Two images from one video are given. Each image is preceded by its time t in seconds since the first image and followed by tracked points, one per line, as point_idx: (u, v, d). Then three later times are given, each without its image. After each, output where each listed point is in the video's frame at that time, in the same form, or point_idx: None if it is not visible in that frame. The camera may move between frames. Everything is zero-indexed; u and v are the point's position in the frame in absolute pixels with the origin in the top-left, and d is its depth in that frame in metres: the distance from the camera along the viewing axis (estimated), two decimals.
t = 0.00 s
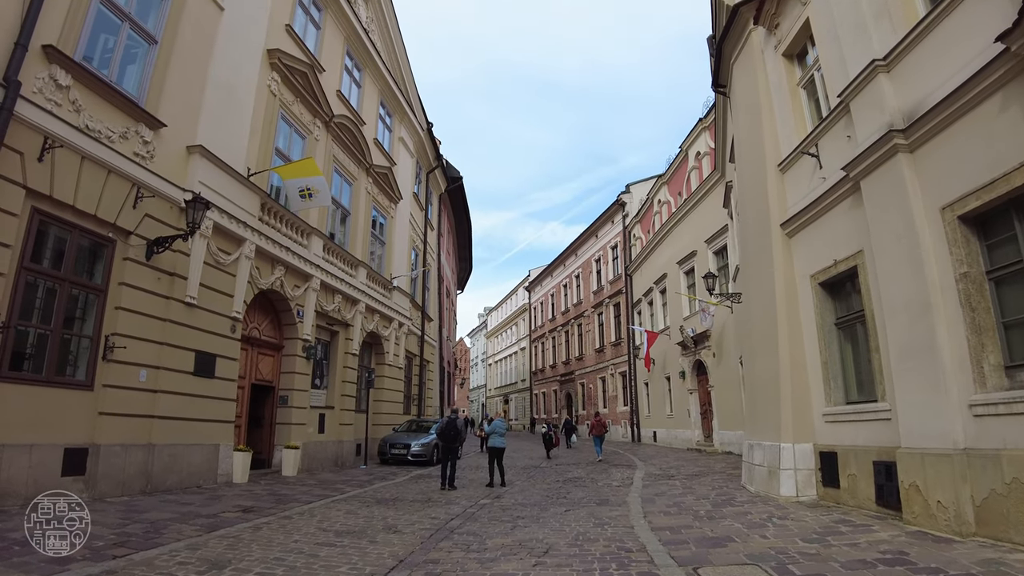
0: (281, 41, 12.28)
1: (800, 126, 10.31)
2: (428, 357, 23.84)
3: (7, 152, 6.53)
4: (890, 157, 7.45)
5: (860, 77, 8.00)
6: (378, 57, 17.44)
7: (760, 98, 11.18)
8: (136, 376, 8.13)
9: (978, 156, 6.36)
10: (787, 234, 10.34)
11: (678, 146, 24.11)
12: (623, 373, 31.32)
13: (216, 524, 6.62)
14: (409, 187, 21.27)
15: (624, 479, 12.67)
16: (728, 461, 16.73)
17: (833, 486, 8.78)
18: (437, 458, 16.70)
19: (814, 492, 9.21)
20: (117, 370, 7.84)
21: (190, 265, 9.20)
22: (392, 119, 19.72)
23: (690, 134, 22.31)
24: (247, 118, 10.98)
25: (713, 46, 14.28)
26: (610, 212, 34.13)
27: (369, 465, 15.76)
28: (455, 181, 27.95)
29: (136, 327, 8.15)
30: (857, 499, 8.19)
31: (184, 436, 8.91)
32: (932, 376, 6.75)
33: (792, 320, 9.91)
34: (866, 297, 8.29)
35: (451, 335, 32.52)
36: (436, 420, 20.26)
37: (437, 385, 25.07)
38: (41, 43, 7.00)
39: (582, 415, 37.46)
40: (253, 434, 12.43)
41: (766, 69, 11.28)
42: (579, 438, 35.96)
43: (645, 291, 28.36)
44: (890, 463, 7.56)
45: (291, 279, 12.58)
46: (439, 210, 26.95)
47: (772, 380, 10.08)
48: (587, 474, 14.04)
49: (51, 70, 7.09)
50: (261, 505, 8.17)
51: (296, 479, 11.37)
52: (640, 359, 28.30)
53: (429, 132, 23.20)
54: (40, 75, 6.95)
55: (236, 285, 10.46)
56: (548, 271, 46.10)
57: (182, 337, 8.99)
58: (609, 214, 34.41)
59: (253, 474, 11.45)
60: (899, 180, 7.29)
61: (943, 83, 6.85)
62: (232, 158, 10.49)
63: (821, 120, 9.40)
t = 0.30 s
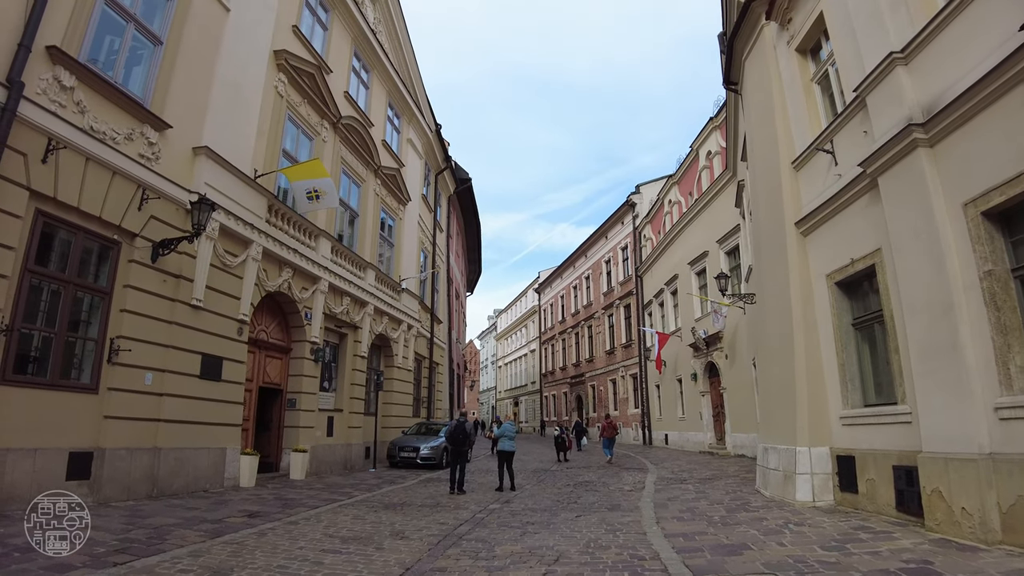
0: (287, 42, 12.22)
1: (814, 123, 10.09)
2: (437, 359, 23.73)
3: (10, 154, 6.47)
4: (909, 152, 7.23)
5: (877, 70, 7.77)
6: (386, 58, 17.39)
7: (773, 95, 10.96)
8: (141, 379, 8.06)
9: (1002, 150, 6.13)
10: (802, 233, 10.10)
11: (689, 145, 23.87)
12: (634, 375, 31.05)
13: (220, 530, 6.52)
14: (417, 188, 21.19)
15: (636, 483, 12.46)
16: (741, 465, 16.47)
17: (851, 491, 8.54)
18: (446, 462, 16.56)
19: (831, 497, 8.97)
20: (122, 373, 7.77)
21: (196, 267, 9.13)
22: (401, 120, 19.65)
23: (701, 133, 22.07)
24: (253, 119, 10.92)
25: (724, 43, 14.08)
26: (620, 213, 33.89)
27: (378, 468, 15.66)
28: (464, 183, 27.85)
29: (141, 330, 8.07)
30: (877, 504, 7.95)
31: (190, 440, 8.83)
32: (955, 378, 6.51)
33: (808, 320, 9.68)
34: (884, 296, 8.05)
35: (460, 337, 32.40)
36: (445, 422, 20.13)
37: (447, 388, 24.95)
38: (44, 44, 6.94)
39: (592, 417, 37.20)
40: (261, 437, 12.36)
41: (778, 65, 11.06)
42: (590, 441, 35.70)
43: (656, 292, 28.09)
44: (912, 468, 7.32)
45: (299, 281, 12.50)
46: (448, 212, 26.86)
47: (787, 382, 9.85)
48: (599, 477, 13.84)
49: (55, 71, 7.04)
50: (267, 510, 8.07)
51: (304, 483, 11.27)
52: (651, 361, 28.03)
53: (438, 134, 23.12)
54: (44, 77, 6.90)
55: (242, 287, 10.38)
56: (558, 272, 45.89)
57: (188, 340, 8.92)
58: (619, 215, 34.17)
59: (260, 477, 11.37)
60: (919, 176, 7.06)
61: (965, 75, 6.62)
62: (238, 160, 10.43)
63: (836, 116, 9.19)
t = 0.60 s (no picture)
0: (293, 43, 12.17)
1: (827, 118, 9.89)
2: (446, 361, 23.63)
3: (12, 154, 6.41)
4: (926, 146, 7.03)
5: (892, 63, 7.58)
6: (393, 59, 17.33)
7: (784, 91, 10.76)
8: (146, 381, 7.99)
9: None
10: (815, 230, 9.89)
11: (699, 145, 23.65)
12: (644, 377, 30.80)
13: (223, 534, 6.42)
14: (425, 189, 21.12)
15: (646, 487, 12.27)
16: (753, 467, 16.22)
17: (868, 494, 8.32)
18: (454, 464, 16.44)
19: (847, 501, 8.75)
20: (125, 375, 7.70)
21: (201, 268, 9.08)
22: (408, 121, 19.59)
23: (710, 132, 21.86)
24: (259, 120, 10.86)
25: (734, 39, 13.89)
26: (629, 213, 33.68)
27: (386, 471, 15.57)
28: (472, 184, 27.76)
29: (145, 331, 8.01)
30: (895, 509, 7.74)
31: (195, 442, 8.77)
32: (977, 378, 6.30)
33: (822, 320, 9.47)
34: (901, 295, 7.85)
35: (468, 339, 32.28)
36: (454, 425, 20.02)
37: (455, 390, 24.83)
38: (47, 44, 6.89)
39: (602, 420, 36.97)
40: (268, 440, 12.30)
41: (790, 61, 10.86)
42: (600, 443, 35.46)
43: (666, 293, 27.85)
44: (931, 472, 7.11)
45: (306, 282, 12.44)
46: (456, 213, 26.77)
47: (801, 383, 9.64)
48: (608, 481, 13.65)
49: (58, 72, 6.98)
50: (271, 513, 7.96)
51: (310, 486, 11.18)
52: (661, 363, 27.78)
53: (445, 135, 23.04)
54: (47, 77, 6.84)
55: (248, 289, 10.33)
56: (567, 274, 45.71)
57: (193, 342, 8.85)
58: (628, 215, 33.95)
59: (267, 480, 11.30)
60: (937, 171, 6.86)
61: (984, 66, 6.42)
62: (244, 161, 10.37)
63: (849, 111, 8.99)
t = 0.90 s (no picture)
0: (297, 40, 12.10)
1: (838, 111, 9.70)
2: (452, 361, 23.53)
3: (12, 151, 6.33)
4: (943, 136, 6.84)
5: (906, 52, 7.39)
6: (399, 58, 17.25)
7: (794, 84, 10.57)
8: (148, 381, 7.91)
9: None
10: (827, 225, 9.70)
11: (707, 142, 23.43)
12: (652, 377, 30.58)
13: (224, 535, 6.33)
14: (431, 189, 21.04)
15: (655, 487, 12.10)
16: (763, 467, 16.01)
17: (882, 495, 8.12)
18: (461, 465, 16.33)
19: (861, 501, 8.55)
20: (128, 374, 7.63)
21: (204, 267, 9.00)
22: (414, 120, 19.50)
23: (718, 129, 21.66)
24: (263, 117, 10.79)
25: (742, 33, 13.69)
26: (636, 212, 33.48)
27: (392, 471, 15.48)
28: (478, 183, 27.66)
29: (148, 330, 7.94)
30: (910, 510, 7.54)
31: (199, 442, 8.69)
32: (997, 375, 6.11)
33: (835, 317, 9.28)
34: (916, 290, 7.65)
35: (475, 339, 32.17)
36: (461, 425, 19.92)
37: (462, 390, 24.73)
38: (49, 40, 6.80)
39: (610, 420, 36.78)
40: (273, 440, 12.23)
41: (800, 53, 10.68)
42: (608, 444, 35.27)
43: (674, 292, 27.64)
44: (948, 471, 6.92)
45: (311, 281, 12.36)
46: (462, 213, 26.68)
47: (813, 381, 9.45)
48: (617, 481, 13.48)
49: (60, 68, 6.89)
50: (274, 514, 7.87)
51: (315, 486, 11.09)
52: (670, 362, 27.57)
53: (451, 134, 22.95)
54: (48, 73, 6.75)
55: (252, 287, 10.25)
56: (575, 274, 45.53)
57: (196, 341, 8.78)
58: (635, 214, 33.76)
59: (272, 481, 11.22)
60: (955, 162, 6.67)
61: (1002, 53, 6.22)
62: (248, 159, 10.30)
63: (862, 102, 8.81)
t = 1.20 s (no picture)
0: (300, 38, 12.02)
1: (849, 105, 9.52)
2: (458, 361, 23.43)
3: (11, 149, 6.25)
4: (958, 127, 6.65)
5: (919, 42, 7.21)
6: (403, 56, 17.16)
7: (803, 78, 10.39)
8: (150, 381, 7.83)
9: None
10: (838, 221, 9.51)
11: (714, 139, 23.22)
12: (660, 377, 30.35)
13: (224, 537, 6.22)
14: (437, 188, 20.94)
15: (664, 488, 11.92)
16: (772, 468, 15.78)
17: (897, 496, 7.93)
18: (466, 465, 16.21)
19: (874, 503, 8.36)
20: (129, 374, 7.54)
21: (206, 266, 8.92)
22: (419, 119, 19.41)
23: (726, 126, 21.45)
24: (265, 115, 10.71)
25: (750, 28, 13.50)
26: (643, 211, 33.27)
27: (398, 472, 15.38)
28: (484, 183, 27.55)
29: (149, 329, 7.86)
30: (926, 512, 7.36)
31: (201, 443, 8.61)
32: (1016, 372, 5.92)
33: (846, 314, 9.09)
34: (931, 286, 7.46)
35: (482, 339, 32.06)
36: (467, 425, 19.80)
37: (468, 390, 24.61)
38: (48, 36, 6.71)
39: (617, 420, 36.56)
40: (277, 440, 12.15)
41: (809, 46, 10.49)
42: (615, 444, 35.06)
43: (682, 291, 27.42)
44: (965, 472, 6.72)
45: (315, 280, 12.28)
46: (468, 212, 26.58)
47: (824, 380, 9.26)
48: (624, 482, 13.31)
49: (59, 65, 6.80)
50: (276, 515, 7.77)
51: (319, 487, 11.00)
52: (677, 362, 27.33)
53: (456, 133, 22.84)
54: (47, 70, 6.66)
55: (256, 286, 10.18)
56: (581, 273, 45.34)
57: (198, 340, 8.70)
58: (642, 213, 33.55)
59: (276, 481, 11.13)
60: (971, 153, 6.48)
61: (1019, 40, 6.04)
62: (250, 157, 10.23)
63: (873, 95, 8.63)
